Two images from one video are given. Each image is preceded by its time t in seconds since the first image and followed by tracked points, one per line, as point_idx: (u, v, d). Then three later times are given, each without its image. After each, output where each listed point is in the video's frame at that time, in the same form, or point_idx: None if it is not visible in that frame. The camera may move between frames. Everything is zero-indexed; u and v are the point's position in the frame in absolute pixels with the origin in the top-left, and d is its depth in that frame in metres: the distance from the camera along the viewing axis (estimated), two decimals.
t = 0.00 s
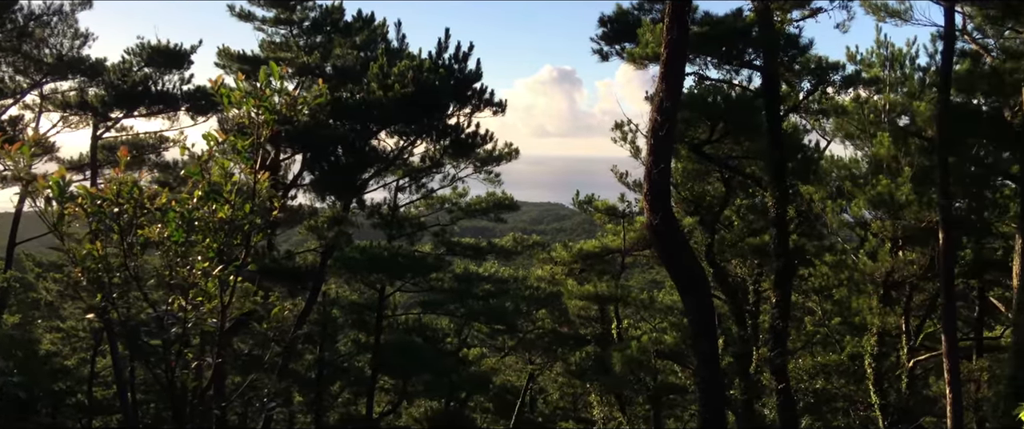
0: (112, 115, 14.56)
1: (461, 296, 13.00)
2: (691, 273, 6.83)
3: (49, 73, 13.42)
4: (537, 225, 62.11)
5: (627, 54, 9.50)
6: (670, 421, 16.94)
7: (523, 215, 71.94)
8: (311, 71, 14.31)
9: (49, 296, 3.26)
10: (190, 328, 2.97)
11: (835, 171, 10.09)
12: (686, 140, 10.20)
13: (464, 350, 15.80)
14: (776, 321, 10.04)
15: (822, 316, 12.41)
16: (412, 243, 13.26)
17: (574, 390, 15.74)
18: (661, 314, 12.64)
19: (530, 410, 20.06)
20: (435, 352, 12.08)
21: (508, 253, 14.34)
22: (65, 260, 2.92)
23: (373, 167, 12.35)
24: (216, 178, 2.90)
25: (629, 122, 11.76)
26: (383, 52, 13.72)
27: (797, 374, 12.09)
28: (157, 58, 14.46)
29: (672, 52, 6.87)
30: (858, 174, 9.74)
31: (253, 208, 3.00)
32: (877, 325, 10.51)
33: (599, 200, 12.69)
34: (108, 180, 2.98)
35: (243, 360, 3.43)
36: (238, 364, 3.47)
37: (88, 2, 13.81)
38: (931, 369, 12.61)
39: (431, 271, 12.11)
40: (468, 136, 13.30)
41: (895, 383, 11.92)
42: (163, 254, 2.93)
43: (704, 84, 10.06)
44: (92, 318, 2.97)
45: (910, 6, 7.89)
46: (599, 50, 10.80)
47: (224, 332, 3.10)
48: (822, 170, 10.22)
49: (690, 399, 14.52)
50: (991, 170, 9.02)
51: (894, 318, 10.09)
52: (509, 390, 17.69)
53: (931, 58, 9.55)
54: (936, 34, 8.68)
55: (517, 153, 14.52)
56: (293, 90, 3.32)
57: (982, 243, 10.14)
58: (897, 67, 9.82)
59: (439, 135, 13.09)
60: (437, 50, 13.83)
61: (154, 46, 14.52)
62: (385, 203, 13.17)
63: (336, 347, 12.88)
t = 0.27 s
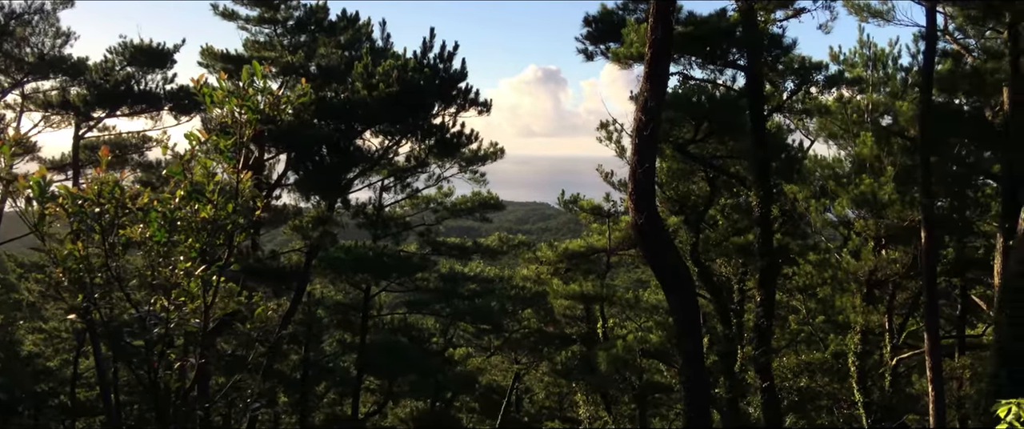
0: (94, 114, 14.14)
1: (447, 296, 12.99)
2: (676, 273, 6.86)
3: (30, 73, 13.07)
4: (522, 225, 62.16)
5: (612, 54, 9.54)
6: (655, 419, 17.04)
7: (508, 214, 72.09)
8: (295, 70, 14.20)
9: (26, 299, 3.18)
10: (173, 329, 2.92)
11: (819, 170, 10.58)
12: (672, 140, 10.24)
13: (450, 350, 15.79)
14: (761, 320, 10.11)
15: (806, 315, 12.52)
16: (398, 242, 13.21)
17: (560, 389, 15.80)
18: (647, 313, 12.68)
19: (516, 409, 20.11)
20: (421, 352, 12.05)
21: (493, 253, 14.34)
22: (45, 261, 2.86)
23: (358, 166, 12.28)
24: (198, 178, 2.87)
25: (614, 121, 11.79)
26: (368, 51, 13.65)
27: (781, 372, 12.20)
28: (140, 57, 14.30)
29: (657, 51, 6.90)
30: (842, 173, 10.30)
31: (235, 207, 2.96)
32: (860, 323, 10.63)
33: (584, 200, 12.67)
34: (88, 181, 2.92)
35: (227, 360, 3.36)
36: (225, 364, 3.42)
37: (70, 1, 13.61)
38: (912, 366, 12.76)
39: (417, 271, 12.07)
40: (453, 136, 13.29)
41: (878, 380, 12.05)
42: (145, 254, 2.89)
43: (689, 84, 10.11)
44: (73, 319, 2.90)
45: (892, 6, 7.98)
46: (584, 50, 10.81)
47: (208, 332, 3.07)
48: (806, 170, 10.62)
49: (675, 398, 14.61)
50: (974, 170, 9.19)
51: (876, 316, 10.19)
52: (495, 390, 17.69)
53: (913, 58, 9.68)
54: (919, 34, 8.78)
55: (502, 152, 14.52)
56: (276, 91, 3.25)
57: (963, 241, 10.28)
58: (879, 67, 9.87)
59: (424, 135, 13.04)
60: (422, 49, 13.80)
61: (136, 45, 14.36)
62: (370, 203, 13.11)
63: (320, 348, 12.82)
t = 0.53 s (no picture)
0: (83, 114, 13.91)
1: (437, 297, 12.98)
2: (666, 272, 6.88)
3: (17, 73, 12.87)
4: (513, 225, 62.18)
5: (602, 54, 9.55)
6: (646, 419, 17.07)
7: (498, 215, 72.18)
8: (285, 71, 14.13)
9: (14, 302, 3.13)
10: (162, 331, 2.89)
11: (809, 171, 10.90)
12: (662, 140, 10.26)
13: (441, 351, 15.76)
14: (751, 320, 10.15)
15: (796, 314, 12.57)
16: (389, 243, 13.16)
17: (551, 390, 15.81)
18: (638, 313, 12.70)
19: (507, 409, 20.13)
20: (412, 353, 12.02)
21: (483, 253, 14.32)
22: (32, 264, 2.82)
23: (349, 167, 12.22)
24: (187, 180, 2.81)
25: (604, 122, 11.79)
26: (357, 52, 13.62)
27: (771, 371, 12.25)
28: (128, 58, 14.19)
29: (646, 51, 6.91)
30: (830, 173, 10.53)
31: (225, 209, 2.92)
32: (850, 322, 10.68)
33: (575, 200, 12.66)
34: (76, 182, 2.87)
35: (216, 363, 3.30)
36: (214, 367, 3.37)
37: (57, 1, 13.48)
38: (902, 364, 12.84)
39: (408, 272, 12.04)
40: (443, 136, 13.27)
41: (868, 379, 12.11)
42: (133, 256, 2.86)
43: (679, 84, 10.13)
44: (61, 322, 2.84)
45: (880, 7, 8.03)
46: (574, 50, 10.81)
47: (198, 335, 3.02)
48: (798, 170, 10.88)
49: (665, 397, 14.65)
50: (962, 169, 9.20)
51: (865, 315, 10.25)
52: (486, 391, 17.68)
53: (902, 58, 9.75)
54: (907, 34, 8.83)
55: (493, 153, 14.51)
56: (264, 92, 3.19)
57: (951, 240, 10.35)
58: (868, 66, 9.96)
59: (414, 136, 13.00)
60: (412, 50, 13.77)
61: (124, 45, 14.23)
62: (359, 204, 13.09)
63: (310, 349, 12.78)
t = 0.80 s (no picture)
0: (74, 117, 13.79)
1: (431, 298, 12.98)
2: (660, 272, 6.89)
3: (8, 76, 12.78)
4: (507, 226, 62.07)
5: (594, 55, 9.57)
6: (641, 419, 17.10)
7: (492, 215, 72.29)
8: (277, 72, 14.08)
9: (7, 306, 3.12)
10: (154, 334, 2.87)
11: (801, 170, 11.01)
12: (655, 140, 10.27)
13: (435, 352, 15.75)
14: (744, 319, 10.17)
15: (790, 313, 12.61)
16: (383, 245, 13.13)
17: (546, 390, 15.83)
18: (632, 313, 12.72)
19: (502, 410, 20.14)
20: (406, 354, 12.01)
21: (477, 254, 14.31)
22: (23, 267, 2.80)
23: (342, 168, 12.19)
24: (178, 182, 2.79)
25: (597, 122, 11.80)
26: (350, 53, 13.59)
27: (765, 370, 12.28)
28: (120, 60, 14.10)
29: (638, 52, 6.92)
30: (823, 172, 10.64)
31: (217, 212, 2.89)
32: (843, 320, 10.72)
33: (569, 200, 12.67)
34: (67, 185, 2.85)
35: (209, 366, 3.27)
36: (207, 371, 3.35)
37: (48, 3, 13.39)
38: (895, 362, 12.89)
39: (401, 272, 12.02)
40: (436, 137, 13.26)
41: (862, 378, 12.15)
42: (125, 259, 2.84)
43: (671, 84, 10.15)
44: (53, 326, 2.83)
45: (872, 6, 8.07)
46: (567, 51, 10.81)
47: (190, 338, 3.01)
48: (790, 169, 11.00)
49: (660, 397, 14.68)
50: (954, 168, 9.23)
51: (859, 314, 10.27)
52: (481, 391, 17.65)
53: (893, 57, 9.80)
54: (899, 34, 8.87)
55: (486, 154, 14.50)
56: (255, 93, 3.17)
57: (944, 239, 10.40)
58: (860, 66, 10.02)
59: (407, 137, 12.97)
60: (405, 51, 13.75)
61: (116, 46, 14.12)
62: (353, 205, 13.06)
63: (304, 351, 12.74)
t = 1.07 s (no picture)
0: (67, 119, 13.71)
1: (426, 298, 12.97)
2: (653, 272, 6.91)
3: None
4: (501, 226, 62.04)
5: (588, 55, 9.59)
6: (636, 418, 17.15)
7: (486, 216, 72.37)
8: (271, 73, 14.04)
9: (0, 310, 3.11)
10: (146, 337, 2.84)
11: (795, 169, 11.09)
12: (648, 139, 10.29)
13: (430, 352, 15.74)
14: (738, 318, 10.20)
15: (784, 311, 12.67)
16: (378, 245, 13.11)
17: (541, 391, 15.85)
18: (626, 312, 12.74)
19: (498, 410, 20.17)
20: (401, 355, 12.00)
21: (471, 254, 14.30)
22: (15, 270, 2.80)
23: (336, 169, 12.17)
24: (170, 184, 2.77)
25: (591, 122, 11.82)
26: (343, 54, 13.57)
27: (759, 369, 12.33)
28: (113, 61, 14.03)
29: (631, 52, 6.93)
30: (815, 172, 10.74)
31: (209, 214, 2.88)
32: (837, 318, 10.77)
33: (563, 200, 12.68)
34: (58, 187, 2.84)
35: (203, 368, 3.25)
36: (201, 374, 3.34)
37: (40, 5, 13.32)
38: (889, 360, 12.96)
39: (396, 273, 12.01)
40: (430, 138, 13.25)
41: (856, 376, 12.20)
42: (117, 261, 2.83)
43: (665, 84, 10.18)
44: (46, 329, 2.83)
45: (864, 5, 8.10)
46: (560, 51, 10.82)
47: (183, 341, 2.99)
48: (783, 168, 11.07)
49: (654, 396, 14.70)
50: (946, 166, 9.32)
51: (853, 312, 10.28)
52: (476, 391, 17.65)
53: (886, 56, 9.85)
54: (891, 33, 8.91)
55: (480, 154, 14.50)
56: (247, 94, 3.15)
57: (937, 237, 10.46)
58: (853, 65, 10.06)
59: (401, 138, 12.96)
60: (399, 51, 13.73)
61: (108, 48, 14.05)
62: (347, 206, 13.04)
63: (299, 353, 12.73)
